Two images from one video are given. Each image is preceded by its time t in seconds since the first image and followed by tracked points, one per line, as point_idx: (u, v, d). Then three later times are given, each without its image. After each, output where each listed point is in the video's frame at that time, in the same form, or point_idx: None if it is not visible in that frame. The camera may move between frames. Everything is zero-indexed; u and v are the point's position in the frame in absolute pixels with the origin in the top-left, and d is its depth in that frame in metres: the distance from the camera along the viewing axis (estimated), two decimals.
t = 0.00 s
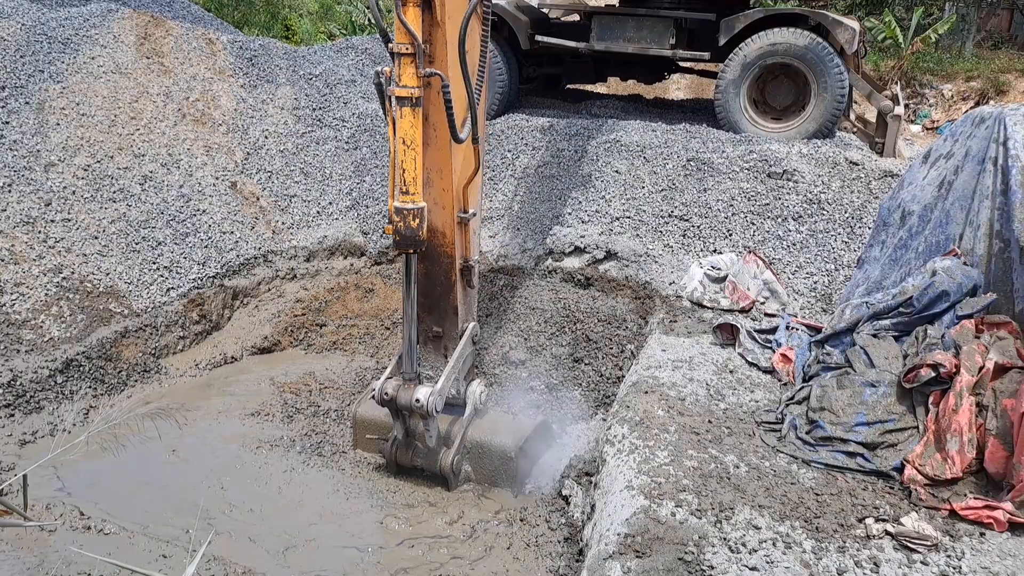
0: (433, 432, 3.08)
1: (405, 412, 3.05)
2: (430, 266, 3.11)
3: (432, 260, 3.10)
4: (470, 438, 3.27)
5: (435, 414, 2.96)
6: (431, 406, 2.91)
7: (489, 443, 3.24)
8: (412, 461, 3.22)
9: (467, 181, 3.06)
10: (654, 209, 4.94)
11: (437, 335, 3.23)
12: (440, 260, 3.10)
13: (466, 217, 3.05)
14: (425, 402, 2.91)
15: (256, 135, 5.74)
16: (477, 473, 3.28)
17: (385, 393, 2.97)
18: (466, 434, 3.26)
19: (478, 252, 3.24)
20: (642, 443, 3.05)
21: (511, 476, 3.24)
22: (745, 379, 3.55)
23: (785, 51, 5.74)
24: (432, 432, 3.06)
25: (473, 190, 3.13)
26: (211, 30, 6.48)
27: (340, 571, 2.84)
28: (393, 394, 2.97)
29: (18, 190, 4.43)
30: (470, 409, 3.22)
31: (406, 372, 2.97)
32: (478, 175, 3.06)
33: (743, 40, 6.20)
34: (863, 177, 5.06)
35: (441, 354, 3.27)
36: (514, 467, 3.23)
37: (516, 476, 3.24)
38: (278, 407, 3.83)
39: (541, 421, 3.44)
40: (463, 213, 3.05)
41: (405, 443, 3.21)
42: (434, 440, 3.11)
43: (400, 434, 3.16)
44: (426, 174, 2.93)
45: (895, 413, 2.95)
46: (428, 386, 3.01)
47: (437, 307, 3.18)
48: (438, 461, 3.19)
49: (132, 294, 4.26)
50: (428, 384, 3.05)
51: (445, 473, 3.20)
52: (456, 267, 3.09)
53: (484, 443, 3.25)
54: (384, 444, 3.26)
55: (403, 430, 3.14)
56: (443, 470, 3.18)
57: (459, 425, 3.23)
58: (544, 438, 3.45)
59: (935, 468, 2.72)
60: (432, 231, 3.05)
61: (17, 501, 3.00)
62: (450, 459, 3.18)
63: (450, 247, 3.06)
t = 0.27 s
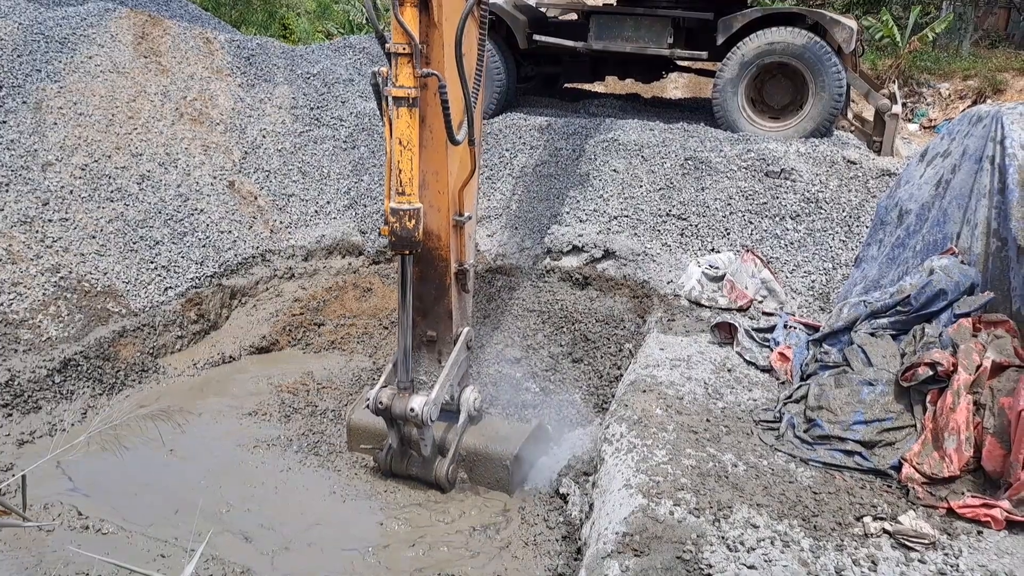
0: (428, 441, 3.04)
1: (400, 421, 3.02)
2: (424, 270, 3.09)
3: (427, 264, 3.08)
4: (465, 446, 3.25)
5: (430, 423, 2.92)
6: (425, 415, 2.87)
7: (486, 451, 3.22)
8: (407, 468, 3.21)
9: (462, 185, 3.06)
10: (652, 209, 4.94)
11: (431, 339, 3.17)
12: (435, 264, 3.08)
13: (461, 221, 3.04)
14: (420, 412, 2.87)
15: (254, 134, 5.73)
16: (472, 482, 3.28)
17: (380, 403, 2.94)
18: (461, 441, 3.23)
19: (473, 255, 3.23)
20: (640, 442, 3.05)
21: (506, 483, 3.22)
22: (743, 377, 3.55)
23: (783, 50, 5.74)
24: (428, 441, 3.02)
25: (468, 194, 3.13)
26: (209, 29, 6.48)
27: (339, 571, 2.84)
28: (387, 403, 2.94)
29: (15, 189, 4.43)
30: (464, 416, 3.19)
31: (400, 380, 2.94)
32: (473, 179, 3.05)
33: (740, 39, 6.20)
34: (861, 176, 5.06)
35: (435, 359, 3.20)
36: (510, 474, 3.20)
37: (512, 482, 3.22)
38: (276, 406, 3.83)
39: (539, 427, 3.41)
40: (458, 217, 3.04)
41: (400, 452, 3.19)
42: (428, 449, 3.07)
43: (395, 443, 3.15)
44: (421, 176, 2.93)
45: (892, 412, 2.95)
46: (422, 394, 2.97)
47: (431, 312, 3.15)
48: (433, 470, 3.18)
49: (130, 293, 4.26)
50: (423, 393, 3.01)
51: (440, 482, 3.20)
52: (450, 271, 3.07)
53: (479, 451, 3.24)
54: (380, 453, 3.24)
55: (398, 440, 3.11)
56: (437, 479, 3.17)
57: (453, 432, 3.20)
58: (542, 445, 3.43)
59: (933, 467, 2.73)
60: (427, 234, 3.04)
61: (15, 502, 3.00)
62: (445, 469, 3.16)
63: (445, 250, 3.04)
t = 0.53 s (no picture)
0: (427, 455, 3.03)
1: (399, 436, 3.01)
2: (419, 279, 3.08)
3: (423, 272, 3.07)
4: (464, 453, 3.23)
5: (429, 437, 2.92)
6: (425, 431, 2.87)
7: (484, 460, 3.19)
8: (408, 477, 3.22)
9: (457, 193, 3.05)
10: (650, 208, 4.94)
11: (427, 348, 3.17)
12: (430, 272, 3.07)
13: (456, 229, 3.03)
14: (419, 427, 2.87)
15: (252, 134, 5.73)
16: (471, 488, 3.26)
17: (379, 418, 2.92)
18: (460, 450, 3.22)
19: (468, 264, 3.22)
20: (637, 441, 3.05)
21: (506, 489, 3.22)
22: (741, 376, 3.56)
23: (780, 49, 5.73)
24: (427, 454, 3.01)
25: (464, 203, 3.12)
26: (206, 28, 6.47)
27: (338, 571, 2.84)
28: (387, 417, 2.92)
29: (13, 189, 4.43)
30: (460, 426, 3.16)
31: (400, 395, 2.93)
32: (468, 187, 3.04)
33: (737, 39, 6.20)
34: (858, 174, 5.06)
35: (432, 367, 3.19)
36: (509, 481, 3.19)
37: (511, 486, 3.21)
38: (275, 406, 3.83)
39: (535, 431, 3.38)
40: (453, 225, 3.03)
41: (400, 462, 3.19)
42: (429, 462, 3.07)
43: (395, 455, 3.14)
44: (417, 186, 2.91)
45: (890, 410, 2.96)
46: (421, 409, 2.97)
47: (427, 321, 3.14)
48: (434, 481, 3.18)
49: (128, 293, 4.26)
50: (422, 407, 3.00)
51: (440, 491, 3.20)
52: (446, 280, 3.06)
53: (477, 459, 3.21)
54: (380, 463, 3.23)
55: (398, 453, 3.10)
56: (438, 489, 3.17)
57: (451, 441, 3.18)
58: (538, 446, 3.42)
59: (930, 465, 2.73)
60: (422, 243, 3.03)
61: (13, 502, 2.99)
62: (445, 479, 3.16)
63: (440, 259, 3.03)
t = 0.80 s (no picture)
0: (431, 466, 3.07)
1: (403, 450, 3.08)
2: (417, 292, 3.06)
3: (421, 286, 3.05)
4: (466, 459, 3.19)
5: (432, 452, 2.99)
6: (427, 447, 2.95)
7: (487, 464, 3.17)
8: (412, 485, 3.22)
9: (454, 205, 3.02)
10: (648, 206, 4.94)
11: (425, 358, 3.11)
12: (428, 286, 3.05)
13: (454, 241, 3.01)
14: (421, 444, 2.94)
15: (249, 133, 5.72)
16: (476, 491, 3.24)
17: (383, 435, 3.02)
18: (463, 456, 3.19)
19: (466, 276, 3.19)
20: (636, 440, 3.05)
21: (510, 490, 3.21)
22: (739, 375, 3.56)
23: (777, 48, 5.74)
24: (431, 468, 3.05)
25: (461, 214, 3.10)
26: (203, 28, 6.46)
27: (336, 571, 2.83)
28: (390, 434, 3.01)
29: (10, 189, 4.42)
30: (460, 435, 3.14)
31: (404, 412, 3.00)
32: (465, 199, 3.02)
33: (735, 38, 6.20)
34: (856, 173, 5.07)
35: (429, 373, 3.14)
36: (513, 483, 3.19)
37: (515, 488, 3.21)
38: (272, 406, 3.83)
39: (536, 429, 3.35)
40: (451, 237, 3.01)
41: (405, 472, 3.19)
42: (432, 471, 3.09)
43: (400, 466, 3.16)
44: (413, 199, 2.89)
45: (888, 408, 2.96)
46: (424, 424, 3.05)
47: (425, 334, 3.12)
48: (438, 487, 3.18)
49: (126, 292, 4.25)
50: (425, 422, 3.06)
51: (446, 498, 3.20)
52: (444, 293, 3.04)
53: (479, 463, 3.18)
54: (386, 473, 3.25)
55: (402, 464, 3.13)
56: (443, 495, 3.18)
57: (452, 448, 3.18)
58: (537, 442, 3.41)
59: (928, 463, 2.74)
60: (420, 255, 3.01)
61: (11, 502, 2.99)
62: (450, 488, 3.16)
63: (438, 272, 3.01)
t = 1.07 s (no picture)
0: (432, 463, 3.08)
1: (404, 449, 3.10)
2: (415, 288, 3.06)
3: (417, 282, 3.04)
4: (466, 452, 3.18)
5: (432, 451, 3.00)
6: (428, 446, 2.96)
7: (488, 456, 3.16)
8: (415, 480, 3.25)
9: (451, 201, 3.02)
10: (646, 205, 4.94)
11: (423, 352, 3.15)
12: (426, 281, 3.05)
13: (452, 237, 3.01)
14: (422, 443, 2.96)
15: (247, 132, 5.72)
16: (479, 483, 3.24)
17: (384, 435, 3.03)
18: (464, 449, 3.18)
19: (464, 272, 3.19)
20: (634, 439, 3.05)
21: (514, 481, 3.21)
22: (737, 373, 3.56)
23: (775, 46, 5.73)
24: (433, 466, 3.07)
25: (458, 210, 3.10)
26: (201, 27, 6.45)
27: (334, 570, 2.83)
28: (392, 433, 3.03)
29: (7, 188, 4.42)
30: (458, 431, 3.14)
31: (404, 411, 3.03)
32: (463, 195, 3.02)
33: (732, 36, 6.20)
34: (854, 172, 5.07)
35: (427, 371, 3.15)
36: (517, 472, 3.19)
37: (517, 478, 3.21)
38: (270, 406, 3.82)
39: (534, 418, 3.34)
40: (447, 232, 2.99)
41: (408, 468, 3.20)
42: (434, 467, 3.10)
43: (402, 462, 3.16)
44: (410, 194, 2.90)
45: (885, 407, 2.96)
46: (425, 423, 3.05)
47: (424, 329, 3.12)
48: (441, 481, 3.19)
49: (123, 292, 4.25)
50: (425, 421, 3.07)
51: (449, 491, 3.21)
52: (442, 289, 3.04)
53: (480, 456, 3.17)
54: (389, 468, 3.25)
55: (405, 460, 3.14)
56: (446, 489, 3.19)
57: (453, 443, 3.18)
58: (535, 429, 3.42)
59: (926, 462, 2.74)
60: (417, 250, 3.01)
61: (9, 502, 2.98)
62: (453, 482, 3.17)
63: (436, 268, 3.01)
